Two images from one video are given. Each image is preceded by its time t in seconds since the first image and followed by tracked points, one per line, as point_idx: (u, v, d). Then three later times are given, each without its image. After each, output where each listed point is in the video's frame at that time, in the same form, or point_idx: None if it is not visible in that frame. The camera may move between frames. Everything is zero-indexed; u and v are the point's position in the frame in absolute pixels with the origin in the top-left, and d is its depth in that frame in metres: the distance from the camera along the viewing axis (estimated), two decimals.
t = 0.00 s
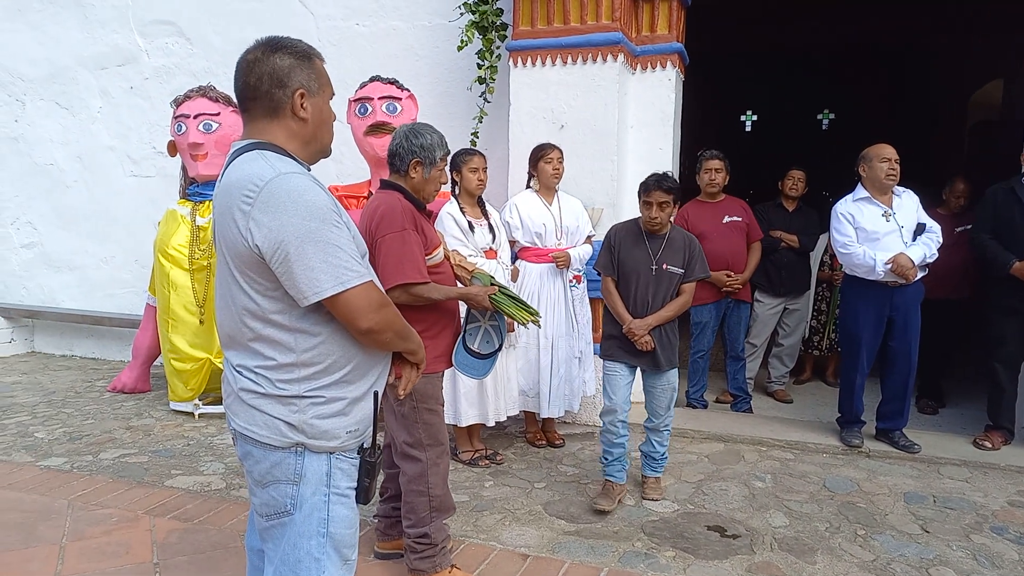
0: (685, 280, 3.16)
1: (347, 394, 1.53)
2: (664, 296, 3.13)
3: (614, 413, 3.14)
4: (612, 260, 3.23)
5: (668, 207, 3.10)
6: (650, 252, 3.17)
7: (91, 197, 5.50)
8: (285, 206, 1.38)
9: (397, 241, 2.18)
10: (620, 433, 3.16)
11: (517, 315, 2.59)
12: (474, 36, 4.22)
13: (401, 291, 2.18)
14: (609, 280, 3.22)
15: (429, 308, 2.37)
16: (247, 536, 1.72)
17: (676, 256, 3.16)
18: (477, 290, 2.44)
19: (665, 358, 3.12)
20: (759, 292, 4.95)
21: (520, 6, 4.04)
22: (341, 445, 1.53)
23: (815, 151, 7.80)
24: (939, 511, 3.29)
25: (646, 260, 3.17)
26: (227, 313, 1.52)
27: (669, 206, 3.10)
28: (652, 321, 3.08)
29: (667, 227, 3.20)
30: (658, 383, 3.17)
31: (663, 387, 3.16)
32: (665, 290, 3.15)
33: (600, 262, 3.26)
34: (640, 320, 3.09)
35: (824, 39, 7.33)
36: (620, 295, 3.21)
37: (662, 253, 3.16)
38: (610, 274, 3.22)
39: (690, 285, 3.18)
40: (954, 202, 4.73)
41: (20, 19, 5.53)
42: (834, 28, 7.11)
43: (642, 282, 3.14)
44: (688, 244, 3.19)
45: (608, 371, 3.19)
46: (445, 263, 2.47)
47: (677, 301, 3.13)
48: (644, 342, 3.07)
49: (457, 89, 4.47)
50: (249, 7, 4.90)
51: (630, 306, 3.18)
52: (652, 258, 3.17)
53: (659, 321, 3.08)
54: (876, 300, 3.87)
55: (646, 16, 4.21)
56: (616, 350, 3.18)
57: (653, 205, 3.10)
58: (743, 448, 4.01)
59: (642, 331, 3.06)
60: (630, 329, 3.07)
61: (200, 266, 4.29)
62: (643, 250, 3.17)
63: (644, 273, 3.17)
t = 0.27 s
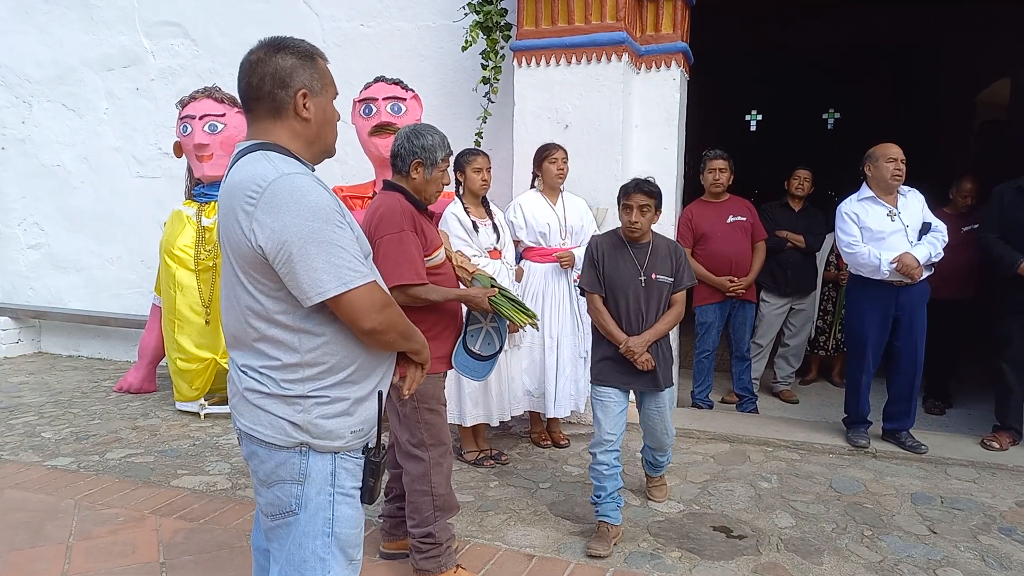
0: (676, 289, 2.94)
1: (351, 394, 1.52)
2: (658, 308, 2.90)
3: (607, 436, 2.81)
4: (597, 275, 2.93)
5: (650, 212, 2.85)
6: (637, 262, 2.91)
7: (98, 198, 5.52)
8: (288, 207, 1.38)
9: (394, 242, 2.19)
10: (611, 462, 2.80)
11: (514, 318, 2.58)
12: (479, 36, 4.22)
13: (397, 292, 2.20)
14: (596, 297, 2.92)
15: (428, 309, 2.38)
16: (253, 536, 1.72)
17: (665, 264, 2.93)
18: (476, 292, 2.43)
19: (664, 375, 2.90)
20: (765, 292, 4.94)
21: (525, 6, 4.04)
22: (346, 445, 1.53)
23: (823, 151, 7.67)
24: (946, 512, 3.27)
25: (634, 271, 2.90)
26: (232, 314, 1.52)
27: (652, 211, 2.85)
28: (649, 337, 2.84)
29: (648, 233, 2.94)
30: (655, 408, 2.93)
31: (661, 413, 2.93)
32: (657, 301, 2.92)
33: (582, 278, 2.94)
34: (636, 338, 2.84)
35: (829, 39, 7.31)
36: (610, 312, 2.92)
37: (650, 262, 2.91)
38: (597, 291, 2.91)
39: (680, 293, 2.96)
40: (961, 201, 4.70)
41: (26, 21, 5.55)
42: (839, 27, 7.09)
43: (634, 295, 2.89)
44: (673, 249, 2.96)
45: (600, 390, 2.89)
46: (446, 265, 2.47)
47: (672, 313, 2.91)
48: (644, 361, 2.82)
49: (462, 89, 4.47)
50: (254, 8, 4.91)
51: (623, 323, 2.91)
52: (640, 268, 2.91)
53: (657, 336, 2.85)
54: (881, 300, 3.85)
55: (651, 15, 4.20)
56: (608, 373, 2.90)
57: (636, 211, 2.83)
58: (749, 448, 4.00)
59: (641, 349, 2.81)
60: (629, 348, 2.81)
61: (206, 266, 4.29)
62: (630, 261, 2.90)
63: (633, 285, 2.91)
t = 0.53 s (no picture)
0: (669, 284, 2.70)
1: (354, 395, 1.53)
2: (649, 305, 2.68)
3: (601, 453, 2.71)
4: (582, 272, 2.74)
5: (634, 201, 2.66)
6: (623, 257, 2.70)
7: (105, 199, 5.55)
8: (292, 208, 1.39)
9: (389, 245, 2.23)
10: (610, 471, 2.73)
11: (507, 325, 2.55)
12: (484, 37, 4.23)
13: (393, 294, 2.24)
14: (582, 297, 2.73)
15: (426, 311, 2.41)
16: (258, 536, 1.73)
17: (655, 257, 2.69)
18: (470, 296, 2.43)
19: (659, 377, 2.66)
20: (770, 293, 4.93)
21: (530, 7, 4.04)
22: (349, 445, 1.53)
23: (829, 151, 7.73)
24: (952, 513, 3.26)
25: (620, 267, 2.70)
26: (236, 314, 1.53)
27: (636, 201, 2.66)
28: (640, 338, 2.62)
29: (636, 225, 2.73)
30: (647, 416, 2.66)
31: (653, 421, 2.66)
32: (647, 298, 2.69)
33: (568, 277, 2.76)
34: (625, 339, 2.63)
35: (835, 39, 7.30)
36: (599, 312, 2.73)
37: (637, 256, 2.69)
38: (583, 289, 2.72)
39: (674, 288, 2.71)
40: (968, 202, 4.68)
41: (33, 22, 5.58)
42: (844, 27, 7.08)
43: (621, 293, 2.68)
44: (663, 240, 2.73)
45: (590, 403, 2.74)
46: (446, 267, 2.49)
47: (664, 310, 2.67)
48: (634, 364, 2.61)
49: (467, 90, 4.48)
50: (260, 9, 4.93)
51: (611, 324, 2.70)
52: (627, 263, 2.70)
53: (648, 336, 2.62)
54: (886, 300, 3.84)
55: (656, 16, 4.20)
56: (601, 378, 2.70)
57: (619, 202, 2.65)
58: (753, 449, 3.99)
59: (631, 352, 2.61)
60: (617, 351, 2.61)
61: (212, 267, 4.31)
62: (616, 256, 2.70)
63: (620, 282, 2.70)
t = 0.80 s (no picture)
0: (665, 308, 2.50)
1: (354, 396, 1.55)
2: (638, 327, 2.49)
3: (596, 481, 2.59)
4: (574, 283, 2.60)
5: (636, 213, 2.50)
6: (617, 272, 2.54)
7: (108, 201, 5.57)
8: (293, 210, 1.40)
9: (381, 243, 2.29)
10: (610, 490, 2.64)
11: (484, 328, 2.47)
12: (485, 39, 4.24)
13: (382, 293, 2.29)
14: (570, 309, 2.60)
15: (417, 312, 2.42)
16: (258, 536, 1.75)
17: (652, 277, 2.51)
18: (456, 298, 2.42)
19: (642, 408, 2.43)
20: (772, 293, 4.93)
21: (531, 9, 4.05)
22: (349, 445, 1.55)
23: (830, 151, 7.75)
24: (951, 514, 3.26)
25: (613, 283, 2.53)
26: (237, 316, 1.55)
27: (638, 212, 2.49)
28: (622, 361, 2.43)
29: (638, 241, 2.56)
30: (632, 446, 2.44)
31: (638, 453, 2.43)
32: (638, 320, 2.50)
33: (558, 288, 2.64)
34: (606, 360, 2.44)
35: (836, 39, 7.30)
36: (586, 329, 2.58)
37: (632, 273, 2.51)
38: (571, 301, 2.59)
39: (671, 313, 2.51)
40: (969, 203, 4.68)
41: (37, 25, 5.60)
42: (846, 28, 7.08)
43: (609, 310, 2.52)
44: (667, 261, 2.54)
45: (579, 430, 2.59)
46: (441, 270, 2.49)
47: (655, 335, 2.47)
48: (612, 390, 2.41)
49: (468, 92, 4.49)
50: (262, 11, 4.95)
51: (596, 342, 2.53)
52: (621, 279, 2.53)
53: (631, 360, 2.42)
54: (887, 301, 3.85)
55: (657, 17, 4.21)
56: (585, 398, 2.54)
57: (618, 211, 2.50)
58: (754, 450, 4.00)
59: (609, 372, 2.41)
60: (595, 369, 2.43)
61: (215, 268, 4.32)
62: (609, 271, 2.54)
63: (611, 299, 2.53)
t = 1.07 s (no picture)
0: (654, 315, 2.34)
1: (353, 395, 1.56)
2: (624, 331, 2.33)
3: (550, 491, 2.34)
4: (563, 276, 2.45)
5: (634, 206, 2.34)
6: (610, 270, 2.37)
7: (108, 201, 5.58)
8: (293, 210, 1.41)
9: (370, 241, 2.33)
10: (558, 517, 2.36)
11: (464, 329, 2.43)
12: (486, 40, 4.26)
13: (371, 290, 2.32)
14: (555, 302, 2.45)
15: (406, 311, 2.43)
16: (257, 535, 1.76)
17: (645, 280, 2.34)
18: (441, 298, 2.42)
19: (617, 420, 2.29)
20: (772, 294, 4.94)
21: (531, 10, 4.06)
22: (348, 445, 1.56)
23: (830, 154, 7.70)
24: (950, 514, 3.27)
25: (602, 281, 2.37)
26: (236, 315, 1.56)
27: (636, 206, 2.34)
28: (600, 367, 2.28)
29: (636, 238, 2.39)
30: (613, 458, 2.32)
31: (619, 464, 2.30)
32: (624, 325, 2.34)
33: (546, 279, 2.49)
34: (584, 364, 2.30)
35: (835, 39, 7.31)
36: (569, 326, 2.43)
37: (625, 273, 2.35)
38: (556, 295, 2.44)
39: (661, 321, 2.34)
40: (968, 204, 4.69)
41: (38, 25, 5.62)
42: (846, 28, 7.10)
43: (594, 310, 2.36)
44: (665, 265, 2.37)
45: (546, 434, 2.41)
46: (433, 269, 2.50)
47: (640, 343, 2.31)
48: (585, 395, 2.28)
49: (469, 93, 4.50)
50: (264, 12, 4.96)
51: (577, 341, 2.39)
52: (611, 278, 2.36)
53: (610, 368, 2.27)
54: (886, 302, 3.86)
55: (657, 19, 4.23)
56: (557, 399, 2.41)
57: (616, 203, 2.34)
58: (753, 450, 4.00)
59: (585, 377, 2.28)
60: (571, 372, 2.30)
61: (215, 269, 4.32)
62: (601, 268, 2.37)
63: (599, 297, 2.37)
